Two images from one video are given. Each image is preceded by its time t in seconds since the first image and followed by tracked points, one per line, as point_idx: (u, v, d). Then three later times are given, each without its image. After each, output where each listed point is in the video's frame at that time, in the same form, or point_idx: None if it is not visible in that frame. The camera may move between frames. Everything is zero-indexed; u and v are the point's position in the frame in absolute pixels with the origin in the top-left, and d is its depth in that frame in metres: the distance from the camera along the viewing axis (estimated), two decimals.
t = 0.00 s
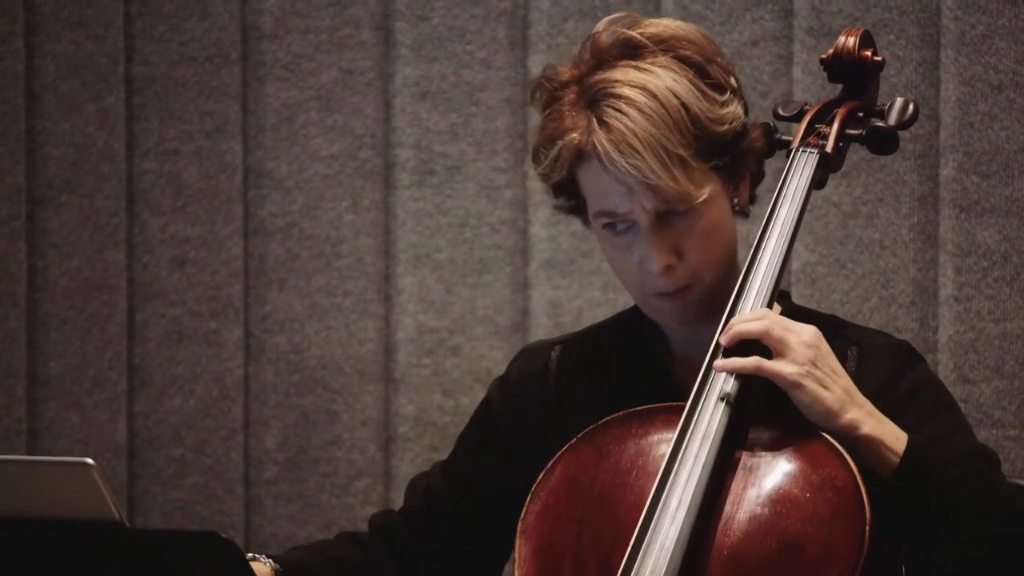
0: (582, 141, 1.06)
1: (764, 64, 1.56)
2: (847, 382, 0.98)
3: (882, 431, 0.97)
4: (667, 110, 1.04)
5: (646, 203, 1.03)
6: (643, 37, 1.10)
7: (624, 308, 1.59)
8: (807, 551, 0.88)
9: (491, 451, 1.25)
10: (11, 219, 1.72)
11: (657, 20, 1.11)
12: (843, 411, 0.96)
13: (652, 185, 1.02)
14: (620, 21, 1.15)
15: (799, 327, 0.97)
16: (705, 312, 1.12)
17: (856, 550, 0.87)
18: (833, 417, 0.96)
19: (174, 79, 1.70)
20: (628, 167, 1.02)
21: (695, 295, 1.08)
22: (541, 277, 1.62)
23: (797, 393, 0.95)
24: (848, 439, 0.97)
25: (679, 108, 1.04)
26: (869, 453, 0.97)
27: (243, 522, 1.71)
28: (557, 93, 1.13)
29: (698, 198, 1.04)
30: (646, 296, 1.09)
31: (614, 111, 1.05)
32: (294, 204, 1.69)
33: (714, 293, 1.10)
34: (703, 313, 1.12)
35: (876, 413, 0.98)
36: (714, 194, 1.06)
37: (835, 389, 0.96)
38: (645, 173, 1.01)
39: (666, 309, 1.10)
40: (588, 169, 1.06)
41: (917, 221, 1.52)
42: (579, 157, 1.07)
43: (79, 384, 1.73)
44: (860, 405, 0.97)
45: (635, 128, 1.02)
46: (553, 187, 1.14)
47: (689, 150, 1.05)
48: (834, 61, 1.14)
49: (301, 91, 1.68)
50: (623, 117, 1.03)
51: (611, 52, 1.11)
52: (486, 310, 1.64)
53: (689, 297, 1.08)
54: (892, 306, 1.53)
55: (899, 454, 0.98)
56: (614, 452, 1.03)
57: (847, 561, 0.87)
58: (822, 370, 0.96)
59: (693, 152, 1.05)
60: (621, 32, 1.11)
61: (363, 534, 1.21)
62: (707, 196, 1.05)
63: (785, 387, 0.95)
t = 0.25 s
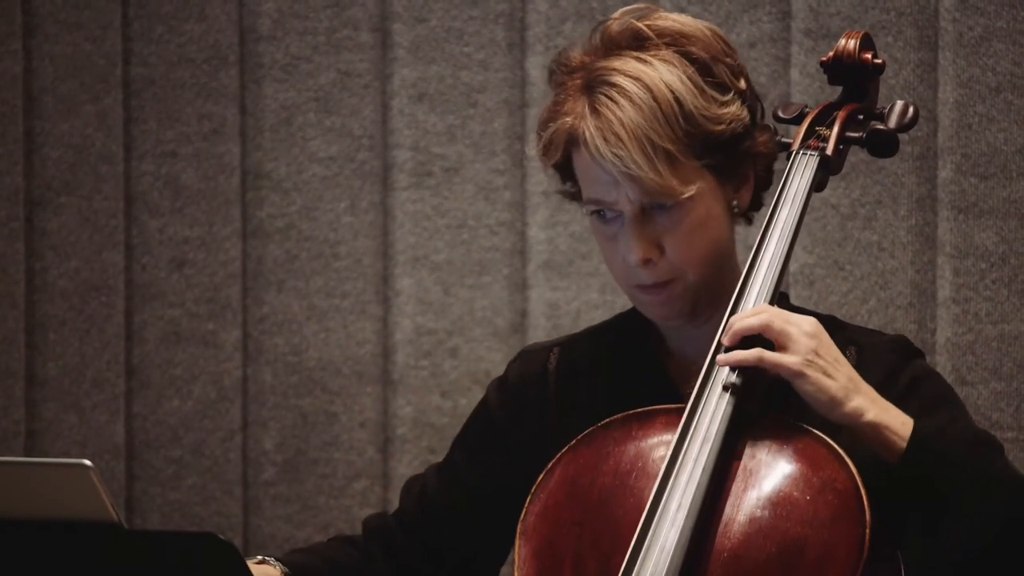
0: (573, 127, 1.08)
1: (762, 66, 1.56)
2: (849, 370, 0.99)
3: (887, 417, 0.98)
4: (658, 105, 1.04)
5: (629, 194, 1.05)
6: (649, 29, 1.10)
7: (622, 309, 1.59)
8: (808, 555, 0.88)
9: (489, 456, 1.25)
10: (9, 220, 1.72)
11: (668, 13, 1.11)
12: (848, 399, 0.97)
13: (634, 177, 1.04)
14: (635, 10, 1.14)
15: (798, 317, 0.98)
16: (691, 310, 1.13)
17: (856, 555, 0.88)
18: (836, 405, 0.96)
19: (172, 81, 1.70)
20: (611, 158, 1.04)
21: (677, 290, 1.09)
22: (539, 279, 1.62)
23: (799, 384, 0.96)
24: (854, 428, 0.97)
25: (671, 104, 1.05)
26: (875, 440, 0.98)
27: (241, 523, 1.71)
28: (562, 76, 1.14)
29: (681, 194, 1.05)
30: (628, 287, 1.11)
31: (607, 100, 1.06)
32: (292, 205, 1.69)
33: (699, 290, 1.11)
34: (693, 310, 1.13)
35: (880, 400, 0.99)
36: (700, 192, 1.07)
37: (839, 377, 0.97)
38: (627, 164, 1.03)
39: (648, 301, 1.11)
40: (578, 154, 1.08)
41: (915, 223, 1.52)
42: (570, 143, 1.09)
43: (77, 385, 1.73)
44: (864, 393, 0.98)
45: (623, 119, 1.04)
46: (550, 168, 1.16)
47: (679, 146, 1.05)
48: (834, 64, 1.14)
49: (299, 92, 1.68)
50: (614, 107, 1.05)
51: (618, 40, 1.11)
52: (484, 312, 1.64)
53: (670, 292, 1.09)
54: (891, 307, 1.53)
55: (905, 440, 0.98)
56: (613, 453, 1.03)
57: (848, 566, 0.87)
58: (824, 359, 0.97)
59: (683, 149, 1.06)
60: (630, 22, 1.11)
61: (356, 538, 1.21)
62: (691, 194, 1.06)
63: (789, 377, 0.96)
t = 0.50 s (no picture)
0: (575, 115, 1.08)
1: (762, 67, 1.56)
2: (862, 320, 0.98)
3: (908, 364, 0.97)
4: (659, 97, 1.05)
5: (625, 184, 1.05)
6: (659, 23, 1.10)
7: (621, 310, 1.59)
8: (809, 556, 0.89)
9: (484, 455, 1.25)
10: (9, 221, 1.71)
11: (679, 8, 1.11)
12: (867, 350, 0.96)
13: (630, 167, 1.04)
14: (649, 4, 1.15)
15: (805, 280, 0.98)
16: (683, 309, 1.12)
17: (857, 555, 0.87)
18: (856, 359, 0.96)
19: (172, 81, 1.70)
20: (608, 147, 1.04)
21: (669, 285, 1.09)
22: (539, 279, 1.62)
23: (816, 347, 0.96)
24: (877, 378, 0.97)
25: (672, 97, 1.05)
26: (899, 391, 0.97)
27: (240, 523, 1.71)
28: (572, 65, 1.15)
29: (677, 188, 1.05)
30: (621, 280, 1.11)
31: (609, 90, 1.06)
32: (291, 205, 1.69)
33: (693, 288, 1.11)
34: (687, 309, 1.13)
35: (898, 343, 0.99)
36: (698, 188, 1.07)
37: (856, 329, 0.97)
38: (623, 155, 1.03)
39: (641, 297, 1.11)
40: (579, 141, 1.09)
41: (915, 223, 1.52)
42: (571, 131, 1.10)
43: (77, 386, 1.73)
44: (881, 338, 0.98)
45: (623, 110, 1.04)
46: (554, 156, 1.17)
47: (678, 141, 1.05)
48: (835, 64, 1.14)
49: (298, 93, 1.68)
50: (614, 97, 1.05)
51: (628, 33, 1.12)
52: (484, 312, 1.64)
53: (663, 287, 1.09)
54: (890, 307, 1.53)
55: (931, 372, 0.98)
56: (614, 453, 1.03)
57: (849, 565, 0.87)
58: (837, 314, 0.97)
59: (681, 144, 1.06)
60: (641, 15, 1.12)
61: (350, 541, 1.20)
62: (688, 189, 1.06)
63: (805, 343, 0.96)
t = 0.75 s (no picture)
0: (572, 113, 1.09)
1: (762, 67, 1.56)
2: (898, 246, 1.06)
3: (932, 293, 1.03)
4: (656, 98, 1.05)
5: (620, 185, 1.05)
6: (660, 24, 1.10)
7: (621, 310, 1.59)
8: (807, 556, 0.88)
9: (480, 458, 1.25)
10: (10, 221, 1.72)
11: (680, 9, 1.11)
12: (892, 270, 1.03)
13: (624, 168, 1.04)
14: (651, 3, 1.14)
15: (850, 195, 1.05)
16: (677, 309, 1.12)
17: (855, 555, 0.87)
18: (882, 273, 1.04)
19: (172, 81, 1.70)
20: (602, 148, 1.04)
21: (662, 285, 1.10)
22: (539, 280, 1.62)
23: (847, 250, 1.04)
24: (899, 302, 1.04)
25: (669, 98, 1.05)
26: (921, 317, 1.04)
27: (240, 524, 1.71)
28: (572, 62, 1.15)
29: (671, 189, 1.05)
30: (615, 278, 1.12)
31: (606, 90, 1.06)
32: (291, 206, 1.69)
33: (687, 288, 1.11)
34: (681, 309, 1.13)
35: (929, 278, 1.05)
36: (692, 190, 1.07)
37: (884, 249, 1.04)
38: (617, 155, 1.04)
39: (634, 297, 1.12)
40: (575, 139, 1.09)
41: (915, 223, 1.52)
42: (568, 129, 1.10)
43: (77, 386, 1.73)
44: (911, 266, 1.04)
45: (619, 109, 1.04)
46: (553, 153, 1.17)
47: (674, 142, 1.05)
48: (833, 63, 1.14)
49: (299, 93, 1.68)
50: (611, 97, 1.05)
51: (629, 32, 1.11)
52: (484, 313, 1.64)
53: (656, 286, 1.10)
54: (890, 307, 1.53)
55: (953, 305, 1.03)
56: (613, 452, 1.03)
57: (847, 566, 0.87)
58: (872, 230, 1.05)
59: (677, 145, 1.06)
60: (642, 14, 1.11)
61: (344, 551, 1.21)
62: (683, 190, 1.06)
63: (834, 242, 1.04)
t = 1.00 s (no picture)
0: (570, 119, 1.09)
1: (762, 68, 1.56)
2: (888, 304, 1.00)
3: (918, 352, 1.00)
4: (653, 103, 1.05)
5: (618, 190, 1.05)
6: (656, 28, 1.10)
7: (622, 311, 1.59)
8: (809, 557, 0.88)
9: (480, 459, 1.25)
10: (10, 221, 1.72)
11: (676, 12, 1.11)
12: (884, 330, 0.99)
13: (622, 174, 1.04)
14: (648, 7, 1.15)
15: (841, 250, 0.98)
16: (678, 312, 1.13)
17: (857, 557, 0.87)
18: (872, 338, 0.99)
19: (172, 81, 1.70)
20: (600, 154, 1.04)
21: (662, 289, 1.10)
22: (539, 280, 1.62)
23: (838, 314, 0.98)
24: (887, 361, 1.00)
25: (666, 103, 1.05)
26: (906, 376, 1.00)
27: (240, 524, 1.71)
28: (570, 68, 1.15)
29: (670, 194, 1.05)
30: (616, 283, 1.12)
31: (603, 95, 1.06)
32: (291, 206, 1.69)
33: (687, 292, 1.11)
34: (683, 312, 1.13)
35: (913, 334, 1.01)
36: (691, 194, 1.07)
37: (876, 308, 0.99)
38: (615, 161, 1.04)
39: (635, 302, 1.12)
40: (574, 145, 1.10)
41: (915, 224, 1.52)
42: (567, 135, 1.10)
43: (77, 386, 1.73)
44: (900, 326, 1.00)
45: (616, 115, 1.04)
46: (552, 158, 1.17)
47: (672, 146, 1.05)
48: (836, 64, 1.14)
49: (299, 93, 1.68)
50: (608, 102, 1.05)
51: (625, 36, 1.12)
52: (484, 313, 1.64)
53: (656, 291, 1.10)
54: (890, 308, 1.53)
55: (937, 372, 1.00)
56: (615, 454, 1.03)
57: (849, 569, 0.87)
58: (864, 291, 0.99)
59: (675, 149, 1.06)
60: (638, 18, 1.11)
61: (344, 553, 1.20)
62: (682, 194, 1.06)
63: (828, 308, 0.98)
